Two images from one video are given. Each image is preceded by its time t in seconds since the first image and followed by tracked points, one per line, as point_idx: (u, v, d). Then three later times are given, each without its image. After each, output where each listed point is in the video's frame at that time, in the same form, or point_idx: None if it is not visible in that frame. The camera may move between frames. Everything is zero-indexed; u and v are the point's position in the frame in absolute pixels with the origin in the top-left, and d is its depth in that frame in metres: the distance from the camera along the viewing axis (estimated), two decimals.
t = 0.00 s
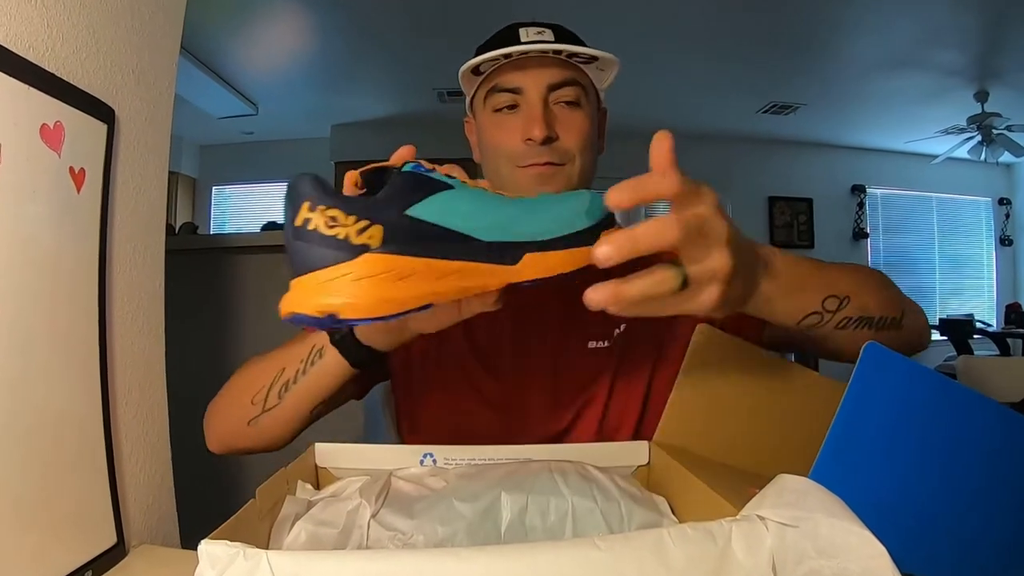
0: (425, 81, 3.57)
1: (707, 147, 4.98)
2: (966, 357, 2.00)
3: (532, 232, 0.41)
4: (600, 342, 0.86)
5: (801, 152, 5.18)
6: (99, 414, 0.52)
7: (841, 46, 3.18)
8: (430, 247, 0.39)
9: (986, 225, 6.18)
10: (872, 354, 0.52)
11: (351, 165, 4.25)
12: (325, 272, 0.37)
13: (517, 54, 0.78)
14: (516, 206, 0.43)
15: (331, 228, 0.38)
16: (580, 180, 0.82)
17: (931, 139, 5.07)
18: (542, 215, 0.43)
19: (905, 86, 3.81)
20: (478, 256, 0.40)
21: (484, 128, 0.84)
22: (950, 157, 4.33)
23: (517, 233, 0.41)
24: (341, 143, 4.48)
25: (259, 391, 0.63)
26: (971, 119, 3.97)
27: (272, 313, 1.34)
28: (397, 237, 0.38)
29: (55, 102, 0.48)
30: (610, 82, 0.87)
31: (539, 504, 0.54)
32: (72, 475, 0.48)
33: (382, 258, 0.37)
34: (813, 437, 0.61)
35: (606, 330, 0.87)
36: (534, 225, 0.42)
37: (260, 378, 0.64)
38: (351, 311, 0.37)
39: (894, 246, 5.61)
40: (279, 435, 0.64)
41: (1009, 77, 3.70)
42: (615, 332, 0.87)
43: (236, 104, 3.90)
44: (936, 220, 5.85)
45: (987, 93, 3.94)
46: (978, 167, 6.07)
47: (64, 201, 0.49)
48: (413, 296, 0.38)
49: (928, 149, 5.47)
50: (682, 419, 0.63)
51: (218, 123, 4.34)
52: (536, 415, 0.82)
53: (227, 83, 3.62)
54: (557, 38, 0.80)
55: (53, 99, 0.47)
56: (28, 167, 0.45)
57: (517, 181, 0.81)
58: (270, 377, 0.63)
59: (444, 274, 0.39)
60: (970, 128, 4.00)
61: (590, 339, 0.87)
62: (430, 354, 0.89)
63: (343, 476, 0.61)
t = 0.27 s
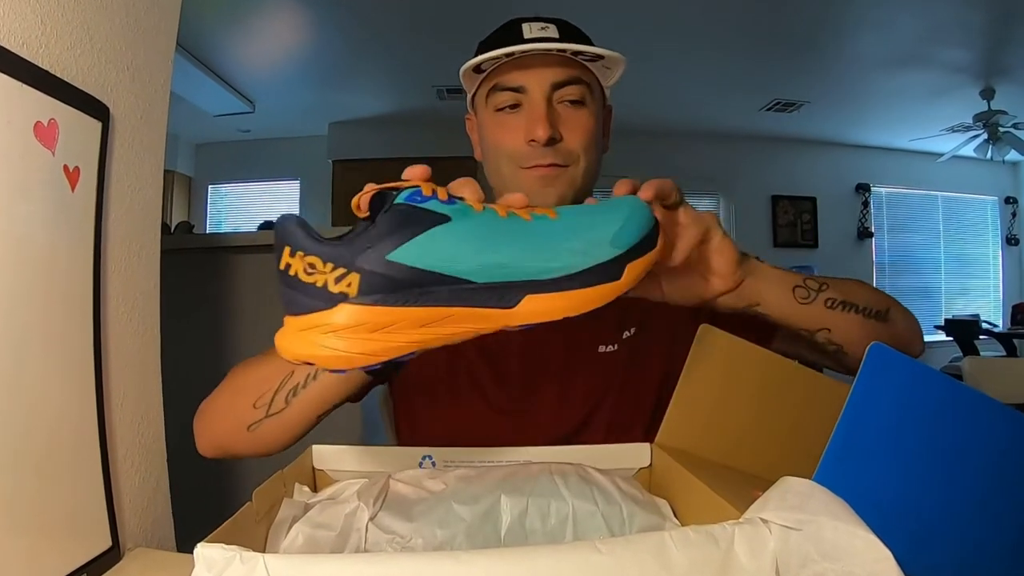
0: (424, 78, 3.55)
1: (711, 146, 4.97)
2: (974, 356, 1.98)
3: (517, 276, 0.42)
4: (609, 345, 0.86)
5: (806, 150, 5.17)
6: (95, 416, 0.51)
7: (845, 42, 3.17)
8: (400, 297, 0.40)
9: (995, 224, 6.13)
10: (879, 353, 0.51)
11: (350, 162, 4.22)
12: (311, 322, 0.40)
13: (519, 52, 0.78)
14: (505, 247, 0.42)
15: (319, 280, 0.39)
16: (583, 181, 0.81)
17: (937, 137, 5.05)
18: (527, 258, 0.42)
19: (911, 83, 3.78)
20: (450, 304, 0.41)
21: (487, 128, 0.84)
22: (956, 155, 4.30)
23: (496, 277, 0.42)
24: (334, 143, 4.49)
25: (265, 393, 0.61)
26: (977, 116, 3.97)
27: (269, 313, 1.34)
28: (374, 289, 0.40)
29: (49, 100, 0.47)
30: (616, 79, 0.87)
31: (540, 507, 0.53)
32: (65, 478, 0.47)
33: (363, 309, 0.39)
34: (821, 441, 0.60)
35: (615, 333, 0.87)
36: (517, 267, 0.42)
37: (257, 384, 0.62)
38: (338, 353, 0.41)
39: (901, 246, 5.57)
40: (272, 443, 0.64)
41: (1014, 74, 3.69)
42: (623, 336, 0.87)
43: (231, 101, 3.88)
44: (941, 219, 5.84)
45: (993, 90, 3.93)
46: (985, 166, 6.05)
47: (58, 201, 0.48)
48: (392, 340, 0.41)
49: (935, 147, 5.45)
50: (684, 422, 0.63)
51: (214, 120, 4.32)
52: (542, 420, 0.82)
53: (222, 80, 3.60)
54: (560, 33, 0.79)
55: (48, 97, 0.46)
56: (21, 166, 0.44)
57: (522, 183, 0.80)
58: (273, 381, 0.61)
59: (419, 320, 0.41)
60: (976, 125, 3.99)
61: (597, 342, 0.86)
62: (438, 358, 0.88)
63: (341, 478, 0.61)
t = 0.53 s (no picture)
0: (423, 75, 3.54)
1: (715, 144, 4.95)
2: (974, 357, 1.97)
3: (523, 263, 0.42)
4: (609, 349, 0.84)
5: (811, 148, 5.15)
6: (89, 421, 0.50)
7: (849, 40, 3.15)
8: (399, 267, 0.41)
9: (1001, 222, 6.11)
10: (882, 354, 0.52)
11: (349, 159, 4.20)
12: (305, 279, 0.41)
13: (514, 46, 0.78)
14: (518, 231, 0.43)
15: (318, 239, 0.41)
16: (580, 178, 0.80)
17: (943, 135, 5.03)
18: (536, 247, 0.43)
19: (916, 81, 3.76)
20: (445, 281, 0.42)
21: (482, 124, 0.83)
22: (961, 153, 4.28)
23: (501, 262, 0.42)
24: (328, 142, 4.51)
25: (256, 395, 0.61)
26: (983, 114, 3.96)
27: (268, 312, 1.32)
28: (370, 255, 0.40)
29: (44, 98, 0.45)
30: (615, 74, 0.87)
31: (540, 510, 0.52)
32: (58, 483, 0.46)
33: (356, 275, 0.40)
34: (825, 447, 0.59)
35: (614, 336, 0.85)
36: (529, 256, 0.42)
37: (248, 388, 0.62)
38: (327, 316, 0.42)
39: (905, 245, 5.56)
40: (267, 448, 0.63)
41: (1020, 70, 3.67)
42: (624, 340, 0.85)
43: (227, 98, 3.87)
44: (947, 218, 5.82)
45: (999, 87, 3.92)
46: (991, 164, 6.03)
47: (52, 201, 0.47)
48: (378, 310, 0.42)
49: (942, 145, 5.43)
50: (685, 427, 0.61)
51: (210, 118, 4.30)
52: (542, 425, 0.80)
53: (218, 78, 3.59)
54: (557, 27, 0.79)
55: (42, 94, 0.45)
56: (13, 164, 0.43)
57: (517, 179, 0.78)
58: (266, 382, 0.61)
59: (410, 296, 0.42)
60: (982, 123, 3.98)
61: (597, 347, 0.84)
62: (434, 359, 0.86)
63: (339, 481, 0.60)
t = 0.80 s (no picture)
0: (421, 72, 3.51)
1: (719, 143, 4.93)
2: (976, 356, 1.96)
3: (556, 209, 0.42)
4: (611, 356, 0.83)
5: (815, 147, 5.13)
6: (83, 423, 0.49)
7: (854, 38, 3.13)
8: (425, 202, 0.40)
9: (1008, 221, 6.08)
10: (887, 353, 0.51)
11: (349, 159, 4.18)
12: (328, 210, 0.41)
13: (515, 36, 0.76)
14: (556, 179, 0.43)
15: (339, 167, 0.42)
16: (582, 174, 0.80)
17: (948, 133, 5.01)
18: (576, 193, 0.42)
19: (921, 79, 3.74)
20: (470, 223, 0.41)
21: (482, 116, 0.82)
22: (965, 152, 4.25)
23: (533, 206, 0.42)
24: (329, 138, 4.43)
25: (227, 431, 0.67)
26: (990, 112, 3.94)
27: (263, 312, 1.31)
28: (390, 184, 0.40)
29: (37, 95, 0.44)
30: (620, 67, 0.86)
31: (541, 513, 0.52)
32: (51, 487, 0.45)
33: (383, 207, 0.40)
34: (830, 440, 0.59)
35: (617, 342, 0.84)
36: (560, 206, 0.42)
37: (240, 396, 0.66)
38: (340, 247, 0.41)
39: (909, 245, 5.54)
40: (255, 471, 0.69)
41: None
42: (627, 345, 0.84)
43: (225, 96, 3.84)
44: (953, 216, 5.79)
45: (1006, 85, 3.89)
46: (998, 162, 6.00)
47: (46, 200, 0.46)
48: (395, 248, 0.41)
49: (948, 143, 5.41)
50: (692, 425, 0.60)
51: (206, 116, 4.27)
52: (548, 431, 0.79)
53: (216, 76, 3.58)
54: (559, 17, 0.78)
55: (35, 92, 0.44)
56: (5, 163, 0.42)
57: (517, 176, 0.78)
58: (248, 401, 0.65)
59: (429, 233, 0.41)
60: (989, 121, 3.96)
61: (598, 355, 0.83)
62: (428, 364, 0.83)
63: (336, 483, 0.59)
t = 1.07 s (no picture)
0: (418, 69, 3.50)
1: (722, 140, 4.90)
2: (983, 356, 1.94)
3: (587, 213, 0.45)
4: (613, 359, 0.76)
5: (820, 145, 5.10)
6: (77, 426, 0.48)
7: (857, 35, 3.10)
8: (443, 218, 0.44)
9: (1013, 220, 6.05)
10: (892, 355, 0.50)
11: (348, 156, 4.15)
12: (345, 241, 0.44)
13: (508, 30, 0.76)
14: (580, 182, 0.46)
15: (353, 189, 0.46)
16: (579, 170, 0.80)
17: (954, 130, 4.98)
18: (604, 194, 0.45)
19: (924, 76, 3.72)
20: (490, 236, 0.43)
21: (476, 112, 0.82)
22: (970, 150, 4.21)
23: (560, 211, 0.44)
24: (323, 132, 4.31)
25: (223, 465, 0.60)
26: (997, 109, 3.92)
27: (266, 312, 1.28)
28: (405, 203, 0.45)
29: (30, 92, 0.43)
30: (617, 60, 0.86)
31: (541, 516, 0.51)
32: (44, 491, 0.44)
33: (402, 231, 0.43)
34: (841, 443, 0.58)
35: (618, 343, 0.78)
36: (591, 210, 0.45)
37: (236, 423, 0.58)
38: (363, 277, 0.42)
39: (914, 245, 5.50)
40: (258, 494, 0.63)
41: None
42: (629, 346, 0.78)
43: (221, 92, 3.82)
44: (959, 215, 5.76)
45: (1013, 82, 3.87)
46: (1004, 161, 5.96)
47: (39, 200, 0.45)
48: (419, 268, 0.43)
49: (954, 141, 5.37)
50: (695, 424, 0.60)
51: (201, 114, 4.26)
52: (549, 437, 0.73)
53: (212, 73, 3.56)
54: (554, 10, 0.77)
55: (28, 89, 0.43)
56: None
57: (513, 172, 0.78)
58: (246, 434, 0.58)
59: (451, 250, 0.43)
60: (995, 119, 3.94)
61: (599, 355, 0.77)
62: (415, 367, 0.76)
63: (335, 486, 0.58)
